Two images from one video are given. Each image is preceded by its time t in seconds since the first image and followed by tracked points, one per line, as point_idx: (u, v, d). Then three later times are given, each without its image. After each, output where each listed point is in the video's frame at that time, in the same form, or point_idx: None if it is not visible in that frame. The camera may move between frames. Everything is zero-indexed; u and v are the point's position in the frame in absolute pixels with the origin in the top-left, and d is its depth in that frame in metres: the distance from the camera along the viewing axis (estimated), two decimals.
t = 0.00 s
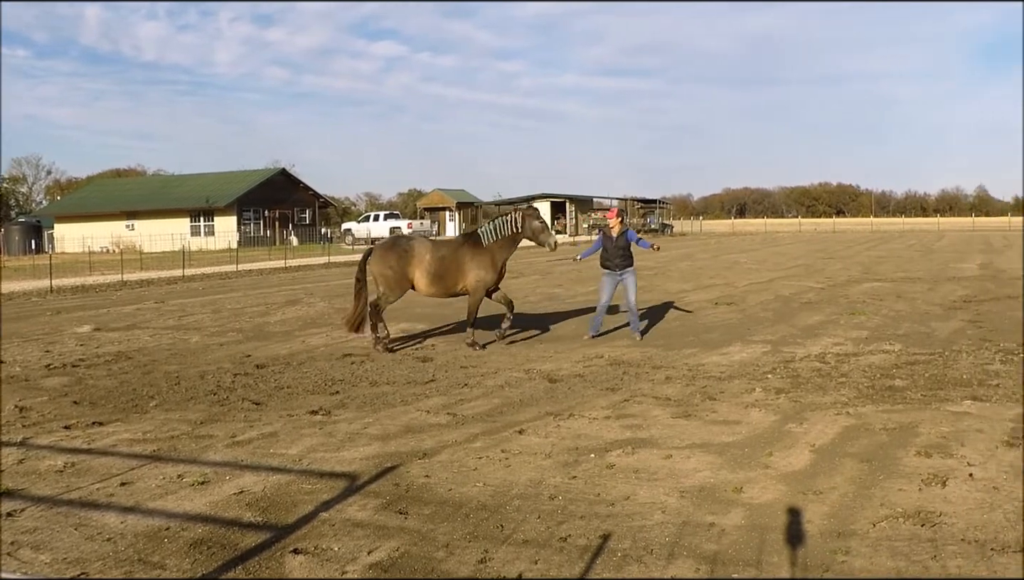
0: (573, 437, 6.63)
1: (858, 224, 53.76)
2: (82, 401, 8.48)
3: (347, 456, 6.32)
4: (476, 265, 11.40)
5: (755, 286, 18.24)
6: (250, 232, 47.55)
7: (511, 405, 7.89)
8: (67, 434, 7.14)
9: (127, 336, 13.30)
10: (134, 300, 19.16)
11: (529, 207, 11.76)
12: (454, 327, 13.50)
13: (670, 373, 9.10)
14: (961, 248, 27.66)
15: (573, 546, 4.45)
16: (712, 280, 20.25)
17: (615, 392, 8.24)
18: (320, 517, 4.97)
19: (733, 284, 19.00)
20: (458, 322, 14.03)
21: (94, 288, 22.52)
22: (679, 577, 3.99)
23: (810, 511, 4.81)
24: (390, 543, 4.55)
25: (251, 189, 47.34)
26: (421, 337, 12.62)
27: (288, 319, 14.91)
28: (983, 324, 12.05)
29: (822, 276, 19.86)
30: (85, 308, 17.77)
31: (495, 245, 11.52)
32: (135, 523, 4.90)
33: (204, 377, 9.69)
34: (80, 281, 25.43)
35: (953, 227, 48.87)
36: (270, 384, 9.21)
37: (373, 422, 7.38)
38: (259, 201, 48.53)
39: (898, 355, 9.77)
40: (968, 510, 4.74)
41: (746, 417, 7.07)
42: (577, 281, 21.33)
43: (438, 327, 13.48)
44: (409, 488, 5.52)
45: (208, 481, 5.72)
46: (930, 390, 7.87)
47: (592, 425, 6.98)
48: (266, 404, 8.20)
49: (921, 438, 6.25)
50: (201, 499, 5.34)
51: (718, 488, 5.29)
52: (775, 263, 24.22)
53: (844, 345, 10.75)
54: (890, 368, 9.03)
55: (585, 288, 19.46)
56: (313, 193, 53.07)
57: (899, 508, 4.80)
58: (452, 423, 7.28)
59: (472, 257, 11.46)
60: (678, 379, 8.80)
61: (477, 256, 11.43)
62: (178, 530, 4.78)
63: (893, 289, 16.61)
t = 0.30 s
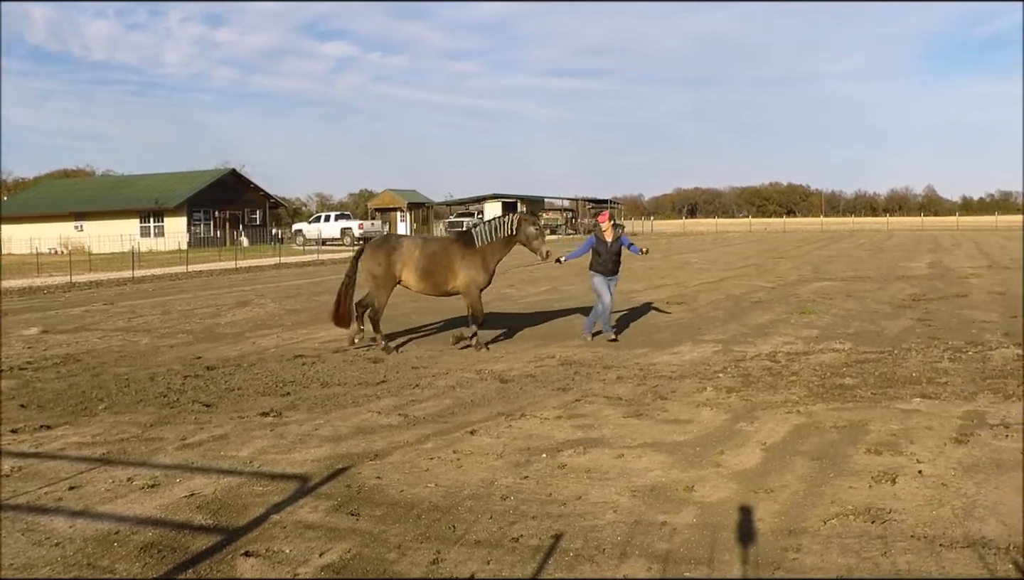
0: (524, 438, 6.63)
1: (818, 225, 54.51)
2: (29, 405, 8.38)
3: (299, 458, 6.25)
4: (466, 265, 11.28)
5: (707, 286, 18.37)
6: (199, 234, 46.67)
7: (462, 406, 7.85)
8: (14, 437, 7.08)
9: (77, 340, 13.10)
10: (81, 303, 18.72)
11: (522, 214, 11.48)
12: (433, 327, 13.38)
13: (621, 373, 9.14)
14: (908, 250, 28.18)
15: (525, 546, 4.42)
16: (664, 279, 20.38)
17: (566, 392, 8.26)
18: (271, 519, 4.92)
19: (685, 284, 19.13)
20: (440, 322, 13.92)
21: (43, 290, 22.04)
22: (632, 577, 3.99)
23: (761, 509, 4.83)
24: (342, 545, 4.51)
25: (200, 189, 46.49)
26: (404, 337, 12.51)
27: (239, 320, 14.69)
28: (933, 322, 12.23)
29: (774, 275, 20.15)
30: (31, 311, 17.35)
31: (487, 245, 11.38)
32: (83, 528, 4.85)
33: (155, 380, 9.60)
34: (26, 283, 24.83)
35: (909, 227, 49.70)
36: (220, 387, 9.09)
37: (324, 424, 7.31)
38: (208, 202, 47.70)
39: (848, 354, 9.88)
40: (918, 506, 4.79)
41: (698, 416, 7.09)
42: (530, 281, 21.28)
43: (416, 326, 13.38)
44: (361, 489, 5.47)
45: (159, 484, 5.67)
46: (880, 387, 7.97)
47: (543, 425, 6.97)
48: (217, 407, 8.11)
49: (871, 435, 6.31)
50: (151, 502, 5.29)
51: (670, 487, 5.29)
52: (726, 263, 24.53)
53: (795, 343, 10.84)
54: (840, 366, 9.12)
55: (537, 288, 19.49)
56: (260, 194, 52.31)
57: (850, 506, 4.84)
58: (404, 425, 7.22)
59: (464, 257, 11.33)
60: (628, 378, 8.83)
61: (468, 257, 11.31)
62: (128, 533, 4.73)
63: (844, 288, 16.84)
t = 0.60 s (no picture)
0: (474, 438, 6.51)
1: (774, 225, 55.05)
2: None
3: (247, 459, 6.06)
4: (463, 264, 11.11)
5: (656, 285, 18.37)
6: (147, 235, 44.92)
7: (411, 406, 7.66)
8: None
9: (16, 340, 12.28)
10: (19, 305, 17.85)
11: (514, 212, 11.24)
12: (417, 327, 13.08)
13: (570, 372, 9.07)
14: (851, 252, 28.62)
15: (475, 547, 4.36)
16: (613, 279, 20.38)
17: (515, 392, 8.19)
18: (220, 521, 4.81)
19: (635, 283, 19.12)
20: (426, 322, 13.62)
21: None
22: (582, 576, 3.97)
23: (710, 508, 4.84)
24: (292, 547, 4.43)
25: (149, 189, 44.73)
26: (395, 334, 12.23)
27: (189, 321, 14.01)
28: (878, 320, 12.39)
29: (721, 274, 20.35)
30: None
31: (484, 243, 11.21)
32: (27, 533, 4.69)
33: (100, 382, 9.11)
34: None
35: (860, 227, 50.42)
36: (167, 389, 8.67)
37: (273, 425, 7.03)
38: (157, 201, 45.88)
39: (795, 353, 9.94)
40: (865, 504, 4.82)
41: (646, 416, 7.05)
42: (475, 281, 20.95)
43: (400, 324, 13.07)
44: (310, 491, 5.33)
45: (106, 487, 5.51)
46: (829, 385, 8.01)
47: (492, 426, 6.86)
48: (164, 410, 7.71)
49: (819, 433, 6.34)
50: (99, 505, 5.15)
51: (618, 487, 5.26)
52: (673, 263, 24.75)
53: (743, 342, 10.88)
54: (788, 365, 9.16)
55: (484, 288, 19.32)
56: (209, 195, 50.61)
57: (798, 503, 4.87)
58: (353, 426, 6.97)
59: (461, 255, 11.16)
60: (577, 378, 8.77)
61: (466, 256, 11.15)
62: (74, 538, 4.63)
63: (790, 287, 17.03)
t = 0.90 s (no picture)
0: (425, 438, 6.46)
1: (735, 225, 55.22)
2: None
3: (198, 461, 5.99)
4: (460, 266, 10.81)
5: (609, 285, 18.36)
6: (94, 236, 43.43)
7: (362, 406, 7.58)
8: None
9: None
10: None
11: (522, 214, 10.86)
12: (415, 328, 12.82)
13: (521, 372, 9.03)
14: (799, 251, 29.03)
15: (427, 548, 4.34)
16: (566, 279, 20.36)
17: (466, 391, 8.15)
18: (170, 524, 4.76)
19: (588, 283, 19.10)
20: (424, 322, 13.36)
21: None
22: (534, 576, 3.97)
23: (661, 506, 4.86)
24: (243, 549, 4.38)
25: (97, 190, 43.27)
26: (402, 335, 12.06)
27: (138, 323, 13.70)
28: (827, 319, 12.49)
29: (672, 274, 20.45)
30: None
31: (483, 247, 10.79)
32: None
33: (46, 385, 8.88)
34: None
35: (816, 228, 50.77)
36: (117, 391, 8.50)
37: (223, 426, 6.94)
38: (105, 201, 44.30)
39: (746, 351, 9.99)
40: (816, 501, 4.85)
41: (597, 415, 7.05)
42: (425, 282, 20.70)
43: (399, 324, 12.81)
44: (261, 492, 5.28)
45: (53, 491, 5.43)
46: (778, 384, 8.07)
47: (443, 426, 6.81)
48: (113, 412, 7.58)
49: (770, 431, 6.38)
50: (45, 510, 5.08)
51: (569, 486, 5.26)
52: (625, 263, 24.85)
53: (694, 341, 10.91)
54: (738, 363, 9.22)
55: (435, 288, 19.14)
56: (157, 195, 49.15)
57: (749, 501, 4.90)
58: (304, 427, 6.90)
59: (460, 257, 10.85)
60: (528, 378, 8.75)
61: (463, 258, 10.82)
62: (19, 544, 4.57)
63: (740, 286, 17.16)
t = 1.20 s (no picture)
0: (380, 439, 6.44)
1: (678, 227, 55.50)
2: None
3: (153, 464, 5.95)
4: (472, 265, 10.43)
5: (566, 285, 18.39)
6: (47, 236, 42.39)
7: (318, 408, 7.55)
8: None
9: None
10: None
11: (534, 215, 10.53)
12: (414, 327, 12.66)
13: (477, 372, 9.03)
14: (755, 250, 29.30)
15: (383, 549, 4.33)
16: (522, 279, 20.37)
17: (421, 392, 8.13)
18: (124, 528, 4.72)
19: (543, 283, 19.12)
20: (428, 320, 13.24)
21: None
22: (489, 576, 3.97)
23: (618, 506, 4.87)
24: (198, 552, 4.36)
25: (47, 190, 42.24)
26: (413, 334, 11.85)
27: (89, 324, 13.50)
28: (782, 317, 12.59)
29: (629, 273, 20.53)
30: None
31: (496, 246, 10.46)
32: None
33: None
34: None
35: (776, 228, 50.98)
36: (69, 394, 8.39)
37: (178, 429, 6.90)
38: (57, 202, 43.30)
39: (701, 350, 10.03)
40: (771, 499, 4.88)
41: (552, 415, 7.06)
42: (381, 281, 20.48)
43: (403, 323, 12.61)
44: (216, 495, 5.25)
45: (2, 496, 5.36)
46: (733, 382, 8.13)
47: (398, 427, 6.80)
48: (65, 415, 7.49)
49: (725, 430, 6.41)
50: None
51: (526, 486, 5.27)
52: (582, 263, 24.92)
53: (650, 340, 10.94)
54: (694, 363, 9.27)
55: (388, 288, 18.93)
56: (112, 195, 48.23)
57: (705, 500, 4.92)
58: (259, 428, 6.87)
59: (472, 256, 10.48)
60: (484, 378, 8.75)
61: (476, 258, 10.46)
62: None
63: (697, 285, 17.25)
